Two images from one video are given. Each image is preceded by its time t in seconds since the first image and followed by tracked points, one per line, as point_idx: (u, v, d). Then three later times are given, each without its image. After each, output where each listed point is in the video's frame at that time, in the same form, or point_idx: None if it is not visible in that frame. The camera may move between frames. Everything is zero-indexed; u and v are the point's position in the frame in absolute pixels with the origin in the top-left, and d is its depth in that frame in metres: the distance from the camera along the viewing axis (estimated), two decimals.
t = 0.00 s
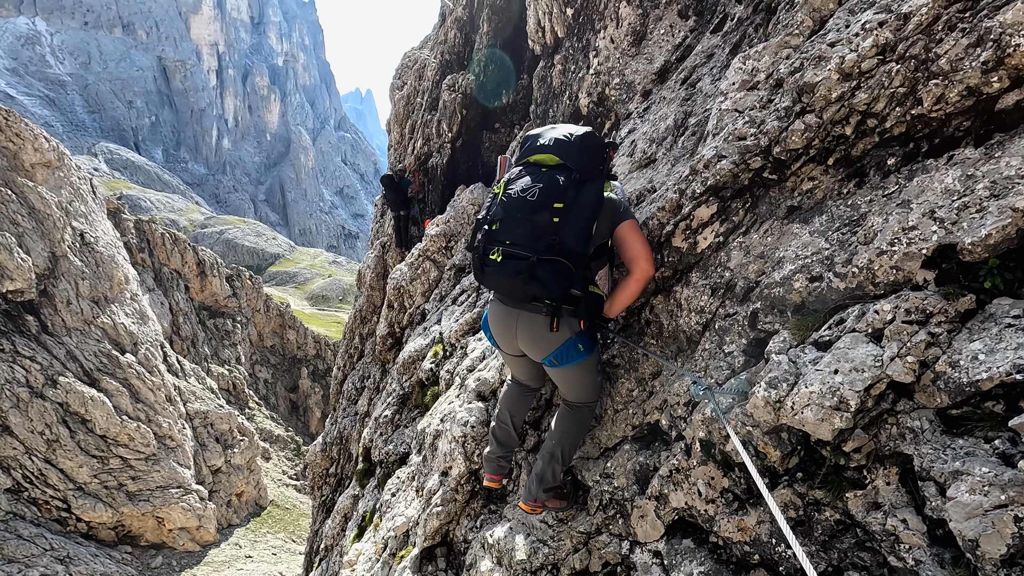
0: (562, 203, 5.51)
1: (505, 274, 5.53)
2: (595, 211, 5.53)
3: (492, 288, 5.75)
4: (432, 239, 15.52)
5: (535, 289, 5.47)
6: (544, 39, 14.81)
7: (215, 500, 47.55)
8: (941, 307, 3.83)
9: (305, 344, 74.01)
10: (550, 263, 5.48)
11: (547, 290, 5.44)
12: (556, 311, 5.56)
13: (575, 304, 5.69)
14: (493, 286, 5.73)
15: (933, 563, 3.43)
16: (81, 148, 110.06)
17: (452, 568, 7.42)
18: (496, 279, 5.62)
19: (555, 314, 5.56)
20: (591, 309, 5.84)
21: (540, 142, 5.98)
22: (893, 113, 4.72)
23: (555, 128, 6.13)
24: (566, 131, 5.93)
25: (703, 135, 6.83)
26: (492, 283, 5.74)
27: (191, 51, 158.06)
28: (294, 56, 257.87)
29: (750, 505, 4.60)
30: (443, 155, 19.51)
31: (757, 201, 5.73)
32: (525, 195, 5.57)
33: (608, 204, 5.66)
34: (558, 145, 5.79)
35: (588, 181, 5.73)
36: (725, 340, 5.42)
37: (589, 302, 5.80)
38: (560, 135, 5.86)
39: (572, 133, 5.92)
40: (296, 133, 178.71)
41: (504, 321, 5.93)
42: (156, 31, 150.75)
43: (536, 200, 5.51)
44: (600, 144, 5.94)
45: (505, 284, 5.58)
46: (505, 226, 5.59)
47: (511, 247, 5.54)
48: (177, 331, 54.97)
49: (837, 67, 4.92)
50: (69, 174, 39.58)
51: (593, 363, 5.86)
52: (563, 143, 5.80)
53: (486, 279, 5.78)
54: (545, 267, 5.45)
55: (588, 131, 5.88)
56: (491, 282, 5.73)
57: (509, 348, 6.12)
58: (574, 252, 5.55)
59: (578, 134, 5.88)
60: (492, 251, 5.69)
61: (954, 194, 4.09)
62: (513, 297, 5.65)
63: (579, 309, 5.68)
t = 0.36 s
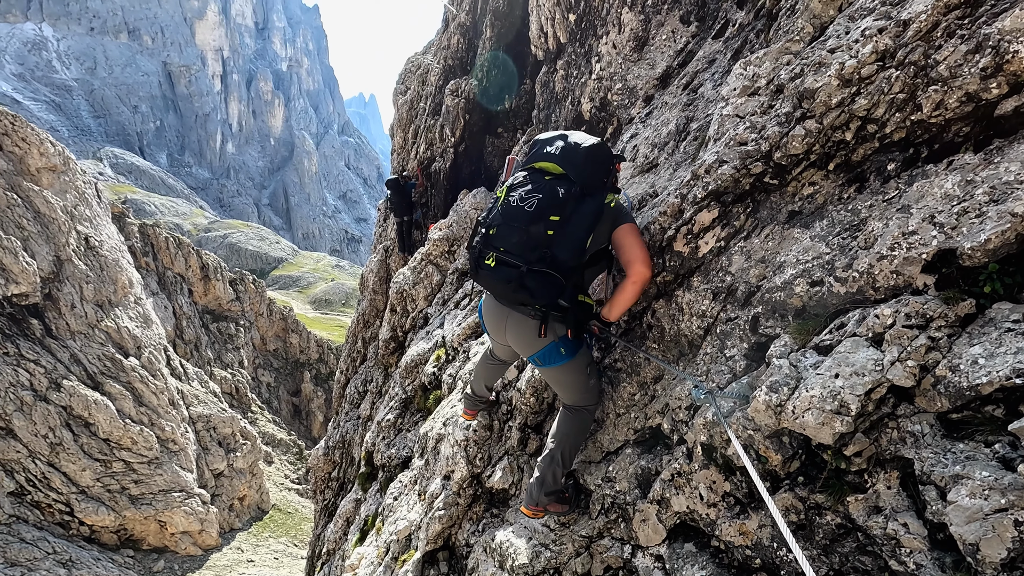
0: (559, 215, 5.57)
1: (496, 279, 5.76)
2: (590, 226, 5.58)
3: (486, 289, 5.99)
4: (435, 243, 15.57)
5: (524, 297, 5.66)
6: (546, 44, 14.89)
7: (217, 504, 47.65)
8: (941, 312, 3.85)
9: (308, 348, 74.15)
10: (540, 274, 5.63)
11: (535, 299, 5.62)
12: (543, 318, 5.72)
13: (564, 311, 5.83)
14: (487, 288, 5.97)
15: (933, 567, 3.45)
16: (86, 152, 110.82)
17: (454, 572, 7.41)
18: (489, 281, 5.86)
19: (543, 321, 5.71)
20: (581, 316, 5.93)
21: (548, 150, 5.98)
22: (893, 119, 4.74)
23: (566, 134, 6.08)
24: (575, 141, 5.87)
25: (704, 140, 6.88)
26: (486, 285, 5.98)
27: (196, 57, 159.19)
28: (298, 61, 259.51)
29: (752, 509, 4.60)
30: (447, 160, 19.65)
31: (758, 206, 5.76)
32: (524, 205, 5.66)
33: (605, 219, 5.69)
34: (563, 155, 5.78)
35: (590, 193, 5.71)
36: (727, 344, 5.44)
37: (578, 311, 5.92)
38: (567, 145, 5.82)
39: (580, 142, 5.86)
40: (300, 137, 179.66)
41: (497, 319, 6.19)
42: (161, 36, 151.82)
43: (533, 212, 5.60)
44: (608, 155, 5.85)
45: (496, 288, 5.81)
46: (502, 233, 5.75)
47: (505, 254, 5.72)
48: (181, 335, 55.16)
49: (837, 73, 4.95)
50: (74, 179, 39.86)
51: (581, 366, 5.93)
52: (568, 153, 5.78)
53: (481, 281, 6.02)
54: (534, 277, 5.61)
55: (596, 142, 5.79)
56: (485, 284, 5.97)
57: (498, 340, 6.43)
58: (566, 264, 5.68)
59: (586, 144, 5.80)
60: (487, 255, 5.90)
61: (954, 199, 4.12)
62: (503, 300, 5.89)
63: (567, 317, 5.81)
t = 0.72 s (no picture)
0: (534, 225, 5.75)
1: (479, 288, 6.04)
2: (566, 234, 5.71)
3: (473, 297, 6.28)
4: (438, 247, 15.58)
5: (506, 304, 5.93)
6: (549, 50, 14.97)
7: (219, 508, 47.77)
8: (942, 317, 3.87)
9: (310, 351, 74.28)
10: (520, 282, 5.86)
11: (516, 307, 5.87)
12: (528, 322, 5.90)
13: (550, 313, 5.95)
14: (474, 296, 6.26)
15: (935, 572, 3.45)
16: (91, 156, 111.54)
17: None
18: (474, 290, 6.14)
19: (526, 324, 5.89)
20: (568, 317, 6.01)
21: (524, 160, 6.11)
22: (894, 125, 4.77)
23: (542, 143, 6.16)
24: (549, 149, 5.95)
25: (706, 145, 6.93)
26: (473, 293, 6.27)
27: (201, 61, 160.27)
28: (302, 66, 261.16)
29: (754, 513, 4.61)
30: (450, 164, 19.78)
31: (760, 211, 5.77)
32: (500, 217, 5.89)
33: (582, 226, 5.77)
34: (537, 166, 5.90)
35: (566, 201, 5.79)
36: (729, 349, 5.45)
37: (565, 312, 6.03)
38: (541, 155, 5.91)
39: (554, 150, 5.93)
40: (303, 142, 180.59)
41: (490, 323, 6.47)
42: (167, 42, 152.97)
43: (508, 224, 5.82)
44: (583, 161, 5.88)
45: (481, 297, 6.11)
46: (482, 245, 6.00)
47: (486, 264, 5.97)
48: (184, 338, 55.34)
49: (838, 80, 5.00)
50: (79, 183, 40.12)
51: (572, 364, 5.96)
52: (542, 163, 5.88)
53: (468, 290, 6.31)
54: (514, 286, 5.84)
55: (571, 149, 5.83)
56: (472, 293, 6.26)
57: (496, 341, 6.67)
58: (544, 270, 5.88)
59: (559, 152, 5.86)
60: (471, 266, 6.18)
61: (955, 206, 4.14)
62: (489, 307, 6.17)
63: (553, 318, 5.88)
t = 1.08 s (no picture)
0: (525, 210, 5.90)
1: (475, 275, 6.03)
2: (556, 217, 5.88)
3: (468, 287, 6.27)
4: (440, 250, 15.39)
5: (502, 288, 5.92)
6: (550, 53, 15.00)
7: (220, 510, 47.95)
8: (942, 321, 3.87)
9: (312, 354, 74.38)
10: (514, 266, 5.87)
11: (511, 290, 5.88)
12: (524, 306, 5.95)
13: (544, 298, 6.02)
14: (469, 285, 6.25)
15: None
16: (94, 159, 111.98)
17: None
18: (469, 279, 6.13)
19: (522, 309, 5.94)
20: (562, 302, 6.13)
21: (512, 155, 6.37)
22: (894, 129, 4.78)
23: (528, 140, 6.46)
24: (534, 143, 6.24)
25: (706, 149, 6.95)
26: (468, 283, 6.26)
27: (204, 65, 160.89)
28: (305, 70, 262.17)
29: (755, 517, 4.61)
30: (451, 167, 19.83)
31: (760, 215, 5.77)
32: (491, 206, 6.06)
33: (570, 210, 5.95)
34: (524, 157, 6.16)
35: (553, 187, 6.01)
36: (730, 353, 5.45)
37: (558, 297, 6.12)
38: (527, 147, 6.20)
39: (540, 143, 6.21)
40: (306, 144, 181.12)
41: (485, 314, 6.51)
42: (170, 45, 153.67)
43: (500, 211, 5.97)
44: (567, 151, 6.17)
45: (476, 284, 6.10)
46: (475, 233, 6.07)
47: (481, 251, 5.99)
48: (186, 340, 55.46)
49: (838, 84, 5.00)
50: (82, 185, 40.24)
51: (564, 354, 6.03)
52: (528, 154, 6.14)
53: (463, 280, 6.29)
54: (508, 269, 5.86)
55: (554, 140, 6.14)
56: (467, 282, 6.24)
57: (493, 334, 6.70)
58: (538, 253, 5.91)
59: (544, 144, 6.16)
60: (465, 255, 6.19)
61: (955, 209, 4.15)
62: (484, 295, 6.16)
63: (547, 302, 5.98)
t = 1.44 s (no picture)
0: (528, 204, 5.95)
1: (478, 267, 6.03)
2: (557, 212, 5.97)
3: (471, 279, 6.27)
4: (443, 251, 15.19)
5: (506, 280, 5.94)
6: (553, 55, 15.02)
7: (223, 511, 48.14)
8: (947, 323, 3.85)
9: (314, 355, 74.48)
10: (518, 257, 5.89)
11: (515, 282, 5.91)
12: (526, 298, 5.98)
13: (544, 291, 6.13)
14: (471, 278, 6.24)
15: None
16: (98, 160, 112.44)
17: None
18: (472, 270, 6.12)
19: (524, 301, 5.98)
20: (560, 295, 6.27)
21: (512, 151, 6.44)
22: (898, 131, 4.77)
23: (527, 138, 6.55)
24: (534, 141, 6.34)
25: (710, 151, 6.95)
26: (470, 275, 6.26)
27: (207, 66, 161.42)
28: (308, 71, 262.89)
29: (758, 520, 4.60)
30: (454, 168, 19.86)
31: (763, 217, 5.77)
32: (495, 201, 6.11)
33: (570, 205, 6.05)
34: (525, 153, 6.24)
35: (553, 183, 6.12)
36: (733, 355, 5.44)
37: (558, 291, 6.23)
38: (528, 145, 6.29)
39: (540, 142, 6.31)
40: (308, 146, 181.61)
41: (483, 307, 6.49)
42: (173, 47, 154.19)
43: (504, 204, 6.02)
44: (565, 150, 6.31)
45: (479, 276, 6.09)
46: (479, 226, 6.09)
47: (485, 244, 6.00)
48: (189, 341, 55.63)
49: (841, 86, 5.00)
50: (86, 186, 40.38)
51: (561, 346, 6.16)
52: (529, 151, 6.23)
53: (465, 273, 6.29)
54: (512, 261, 5.88)
55: (554, 138, 6.25)
56: (469, 274, 6.24)
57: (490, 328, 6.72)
58: (540, 247, 5.95)
59: (544, 143, 6.27)
60: (468, 248, 6.19)
61: (959, 211, 4.14)
62: (486, 287, 6.16)
63: (548, 296, 6.13)
